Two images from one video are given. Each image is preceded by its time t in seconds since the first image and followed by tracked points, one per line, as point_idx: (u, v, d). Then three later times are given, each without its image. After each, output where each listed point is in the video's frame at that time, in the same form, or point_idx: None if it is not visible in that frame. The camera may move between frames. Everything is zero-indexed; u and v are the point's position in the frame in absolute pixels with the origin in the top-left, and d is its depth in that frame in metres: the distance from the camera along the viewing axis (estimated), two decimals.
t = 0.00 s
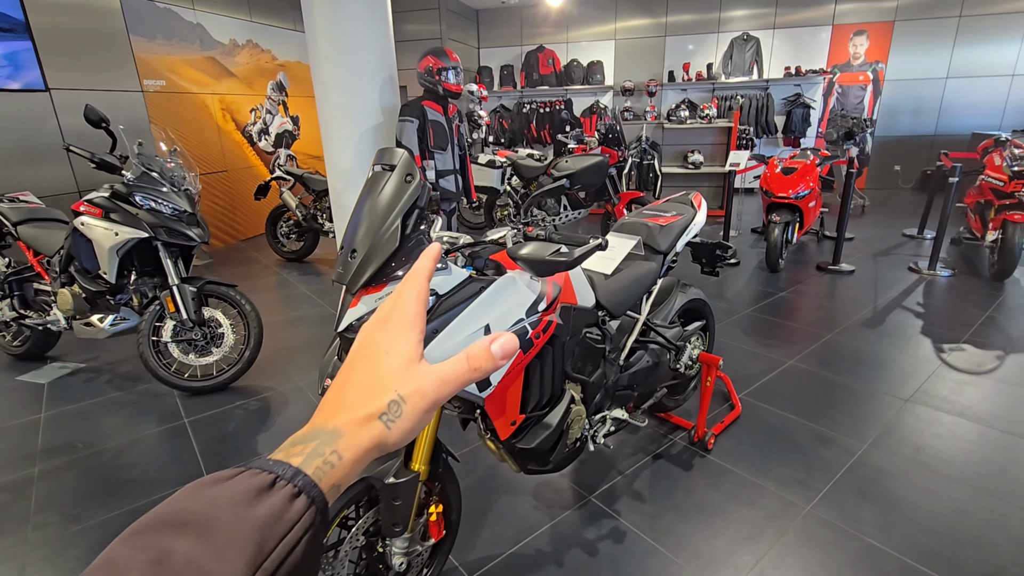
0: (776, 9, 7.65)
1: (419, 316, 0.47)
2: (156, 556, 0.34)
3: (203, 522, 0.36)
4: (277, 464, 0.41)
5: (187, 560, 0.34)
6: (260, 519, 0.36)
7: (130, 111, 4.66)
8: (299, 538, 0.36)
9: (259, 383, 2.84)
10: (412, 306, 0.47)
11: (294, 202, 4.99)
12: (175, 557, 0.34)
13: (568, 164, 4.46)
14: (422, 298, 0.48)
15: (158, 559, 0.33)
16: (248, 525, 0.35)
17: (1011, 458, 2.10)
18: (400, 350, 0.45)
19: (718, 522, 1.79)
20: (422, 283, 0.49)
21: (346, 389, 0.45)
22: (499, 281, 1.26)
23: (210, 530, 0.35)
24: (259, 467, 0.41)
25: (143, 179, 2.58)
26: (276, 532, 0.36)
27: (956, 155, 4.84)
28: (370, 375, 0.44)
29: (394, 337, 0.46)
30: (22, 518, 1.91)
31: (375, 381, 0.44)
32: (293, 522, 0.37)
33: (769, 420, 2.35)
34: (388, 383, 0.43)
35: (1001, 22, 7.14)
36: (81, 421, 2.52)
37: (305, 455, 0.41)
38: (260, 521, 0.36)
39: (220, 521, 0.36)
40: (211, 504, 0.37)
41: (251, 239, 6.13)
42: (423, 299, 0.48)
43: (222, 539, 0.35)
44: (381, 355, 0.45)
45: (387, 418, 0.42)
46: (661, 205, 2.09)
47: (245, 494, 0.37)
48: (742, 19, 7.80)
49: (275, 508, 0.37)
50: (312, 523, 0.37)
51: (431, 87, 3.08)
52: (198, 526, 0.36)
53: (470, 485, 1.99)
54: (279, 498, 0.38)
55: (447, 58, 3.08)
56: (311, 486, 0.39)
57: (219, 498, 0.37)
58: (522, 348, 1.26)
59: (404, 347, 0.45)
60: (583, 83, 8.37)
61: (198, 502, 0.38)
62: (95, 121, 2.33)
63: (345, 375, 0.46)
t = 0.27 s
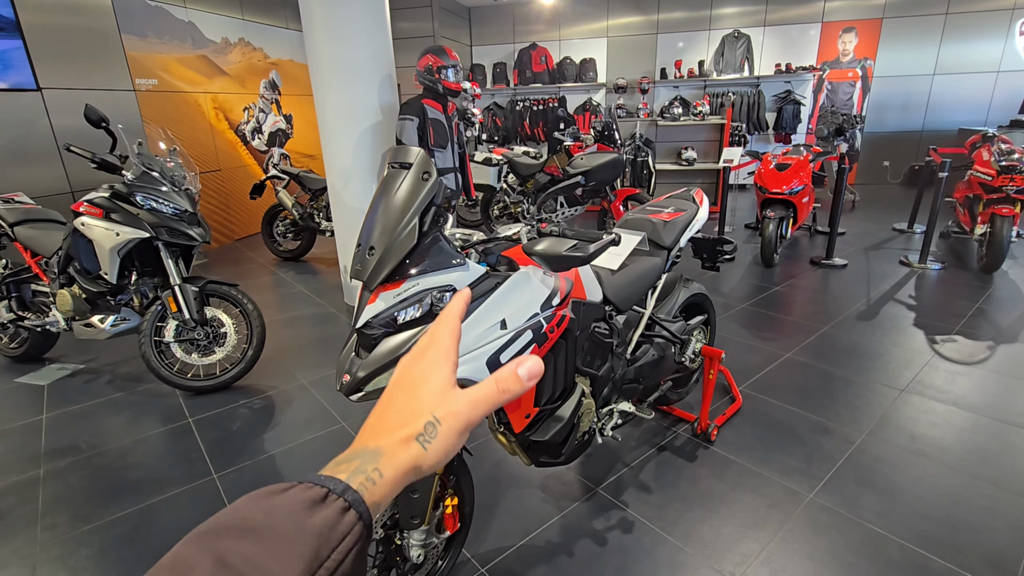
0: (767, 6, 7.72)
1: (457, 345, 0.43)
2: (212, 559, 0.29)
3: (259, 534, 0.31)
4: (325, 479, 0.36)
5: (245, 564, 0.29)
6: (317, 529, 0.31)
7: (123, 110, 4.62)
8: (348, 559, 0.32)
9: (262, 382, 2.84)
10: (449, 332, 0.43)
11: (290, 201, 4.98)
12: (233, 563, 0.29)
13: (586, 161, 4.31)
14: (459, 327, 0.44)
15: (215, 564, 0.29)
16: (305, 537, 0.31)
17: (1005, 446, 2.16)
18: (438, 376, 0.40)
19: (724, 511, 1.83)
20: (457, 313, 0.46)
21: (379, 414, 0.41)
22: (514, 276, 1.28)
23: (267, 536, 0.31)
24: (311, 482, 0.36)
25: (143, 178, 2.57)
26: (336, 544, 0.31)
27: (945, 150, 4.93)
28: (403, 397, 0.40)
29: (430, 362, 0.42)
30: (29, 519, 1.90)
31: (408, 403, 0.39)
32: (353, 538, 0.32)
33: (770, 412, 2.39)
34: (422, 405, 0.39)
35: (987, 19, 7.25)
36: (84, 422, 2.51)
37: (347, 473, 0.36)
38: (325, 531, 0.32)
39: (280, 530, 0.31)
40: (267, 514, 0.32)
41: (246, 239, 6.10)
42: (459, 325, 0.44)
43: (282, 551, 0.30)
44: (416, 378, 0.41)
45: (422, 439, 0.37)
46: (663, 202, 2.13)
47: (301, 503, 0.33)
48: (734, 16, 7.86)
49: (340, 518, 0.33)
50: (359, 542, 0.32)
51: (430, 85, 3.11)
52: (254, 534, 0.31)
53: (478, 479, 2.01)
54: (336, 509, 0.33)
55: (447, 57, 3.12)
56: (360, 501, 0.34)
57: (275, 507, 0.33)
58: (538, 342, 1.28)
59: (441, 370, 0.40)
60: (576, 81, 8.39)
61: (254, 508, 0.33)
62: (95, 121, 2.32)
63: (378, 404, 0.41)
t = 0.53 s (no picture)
0: (761, 3, 7.76)
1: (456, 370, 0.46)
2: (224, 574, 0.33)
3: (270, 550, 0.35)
4: (331, 501, 0.40)
5: None
6: (325, 547, 0.36)
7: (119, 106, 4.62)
8: (352, 573, 0.36)
9: (263, 376, 2.87)
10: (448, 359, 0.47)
11: (288, 197, 5.00)
12: None
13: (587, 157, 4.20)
14: (457, 356, 0.47)
15: None
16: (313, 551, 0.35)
17: (991, 434, 2.22)
18: (438, 403, 0.44)
19: (719, 498, 1.88)
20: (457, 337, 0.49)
21: (385, 437, 0.45)
22: (516, 268, 1.33)
23: (274, 554, 0.35)
24: (314, 505, 0.40)
25: (143, 174, 2.58)
26: (341, 562, 0.36)
27: (935, 146, 5.00)
28: (407, 423, 0.44)
29: (431, 390, 0.46)
30: (37, 510, 1.93)
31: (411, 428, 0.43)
32: (356, 555, 0.37)
33: (763, 402, 2.45)
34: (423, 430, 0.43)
35: (977, 16, 7.32)
36: (87, 416, 2.54)
37: (353, 494, 0.41)
38: (330, 547, 0.36)
39: (287, 546, 0.35)
40: (275, 533, 0.36)
41: (243, 235, 6.11)
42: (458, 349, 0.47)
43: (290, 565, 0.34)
44: (417, 403, 0.45)
45: (423, 463, 0.41)
46: (660, 196, 2.18)
47: (309, 523, 0.37)
48: (728, 13, 7.90)
49: (342, 536, 0.37)
50: (363, 562, 0.37)
51: (429, 82, 3.16)
52: (263, 551, 0.35)
53: (480, 469, 2.06)
54: (339, 529, 0.38)
55: (445, 53, 3.16)
56: (362, 522, 0.39)
57: (283, 526, 0.37)
58: (540, 331, 1.33)
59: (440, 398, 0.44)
60: (571, 77, 8.41)
61: (261, 528, 0.37)
62: (97, 117, 2.33)
63: (385, 430, 0.45)
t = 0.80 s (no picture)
0: (760, 1, 7.79)
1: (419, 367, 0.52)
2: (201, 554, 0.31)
3: (249, 527, 0.33)
4: (313, 476, 0.38)
5: (233, 561, 0.31)
6: (305, 527, 0.33)
7: (122, 101, 4.66)
8: (333, 553, 0.34)
9: (267, 367, 2.92)
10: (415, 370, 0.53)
11: (289, 192, 5.03)
12: (219, 560, 0.31)
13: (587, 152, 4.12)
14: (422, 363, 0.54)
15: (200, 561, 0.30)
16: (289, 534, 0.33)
17: (978, 424, 2.28)
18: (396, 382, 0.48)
19: (713, 484, 1.94)
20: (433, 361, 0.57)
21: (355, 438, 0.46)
22: (517, 259, 1.37)
23: (254, 533, 0.33)
24: (300, 479, 0.38)
25: (150, 168, 2.62)
26: (322, 540, 0.34)
27: (931, 144, 5.04)
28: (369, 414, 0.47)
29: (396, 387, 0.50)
30: (49, 494, 1.98)
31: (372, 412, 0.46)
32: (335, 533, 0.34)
33: (757, 393, 2.51)
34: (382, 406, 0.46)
35: (976, 14, 7.35)
36: (95, 405, 2.59)
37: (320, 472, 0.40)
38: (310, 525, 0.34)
39: (266, 527, 0.33)
40: (259, 507, 0.35)
41: (244, 230, 6.15)
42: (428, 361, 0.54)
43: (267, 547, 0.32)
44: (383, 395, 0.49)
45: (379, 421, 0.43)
46: (658, 191, 2.23)
47: (290, 502, 0.35)
48: (727, 11, 7.94)
49: (324, 514, 0.35)
50: (344, 539, 0.34)
51: (431, 78, 3.20)
52: (243, 528, 0.33)
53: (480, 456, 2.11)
54: (321, 508, 0.35)
55: (446, 49, 3.20)
56: (345, 500, 0.36)
57: (267, 502, 0.35)
58: (540, 320, 1.38)
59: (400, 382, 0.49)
60: (571, 74, 8.44)
61: (245, 505, 0.35)
62: (105, 111, 2.37)
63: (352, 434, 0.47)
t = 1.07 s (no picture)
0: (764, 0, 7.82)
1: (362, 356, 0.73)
2: (175, 523, 0.45)
3: (218, 498, 0.48)
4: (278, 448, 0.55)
5: (215, 520, 0.46)
6: (277, 492, 0.50)
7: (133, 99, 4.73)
8: (303, 509, 0.50)
9: (276, 359, 2.99)
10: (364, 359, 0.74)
11: (296, 189, 5.09)
12: (205, 522, 0.45)
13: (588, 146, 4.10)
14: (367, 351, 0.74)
15: (179, 526, 0.44)
16: (263, 498, 0.49)
17: (972, 418, 2.33)
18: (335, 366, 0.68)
19: (711, 472, 1.99)
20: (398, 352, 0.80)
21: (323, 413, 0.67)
22: (523, 250, 1.43)
23: (230, 500, 0.48)
24: (259, 453, 0.54)
25: (163, 163, 2.70)
26: (291, 504, 0.50)
27: (932, 143, 5.07)
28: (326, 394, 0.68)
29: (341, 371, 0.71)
30: (68, 478, 2.05)
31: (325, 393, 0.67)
32: (302, 498, 0.51)
33: (755, 387, 2.56)
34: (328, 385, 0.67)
35: (980, 14, 7.36)
36: (109, 394, 2.66)
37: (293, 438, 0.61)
38: (275, 494, 0.50)
39: (236, 497, 0.48)
40: (224, 483, 0.49)
41: (251, 226, 6.22)
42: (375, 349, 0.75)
43: (239, 511, 0.47)
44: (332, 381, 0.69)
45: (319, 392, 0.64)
46: (659, 188, 2.28)
47: (261, 473, 0.51)
48: (730, 10, 7.98)
49: (287, 484, 0.52)
50: (307, 494, 0.52)
51: (437, 76, 3.26)
52: (214, 499, 0.48)
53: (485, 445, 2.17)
54: (283, 479, 0.52)
55: (453, 48, 3.26)
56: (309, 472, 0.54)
57: (231, 479, 0.50)
58: (544, 309, 1.44)
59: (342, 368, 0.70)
60: (575, 73, 8.48)
61: (211, 479, 0.49)
62: (121, 108, 2.44)
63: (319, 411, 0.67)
